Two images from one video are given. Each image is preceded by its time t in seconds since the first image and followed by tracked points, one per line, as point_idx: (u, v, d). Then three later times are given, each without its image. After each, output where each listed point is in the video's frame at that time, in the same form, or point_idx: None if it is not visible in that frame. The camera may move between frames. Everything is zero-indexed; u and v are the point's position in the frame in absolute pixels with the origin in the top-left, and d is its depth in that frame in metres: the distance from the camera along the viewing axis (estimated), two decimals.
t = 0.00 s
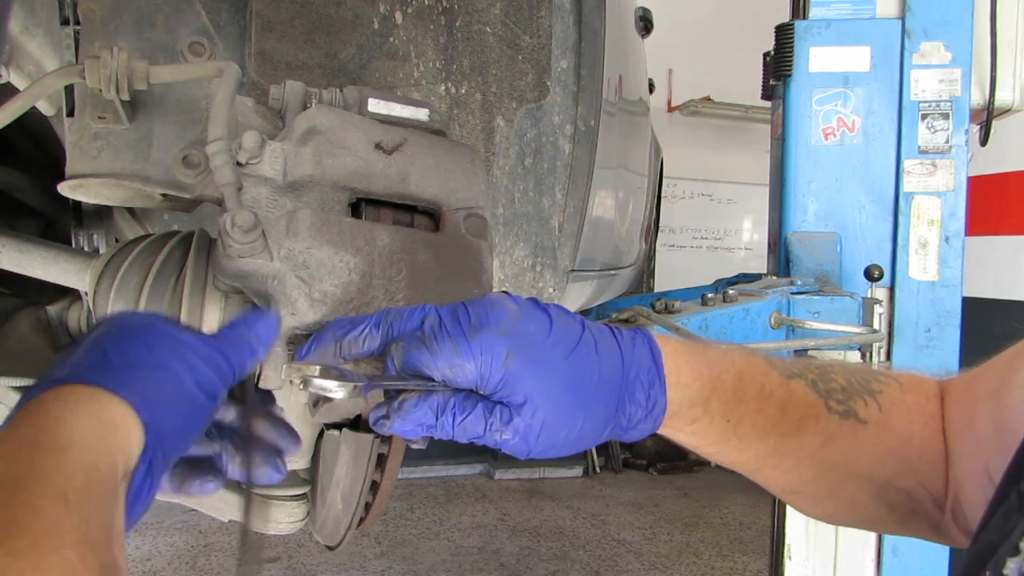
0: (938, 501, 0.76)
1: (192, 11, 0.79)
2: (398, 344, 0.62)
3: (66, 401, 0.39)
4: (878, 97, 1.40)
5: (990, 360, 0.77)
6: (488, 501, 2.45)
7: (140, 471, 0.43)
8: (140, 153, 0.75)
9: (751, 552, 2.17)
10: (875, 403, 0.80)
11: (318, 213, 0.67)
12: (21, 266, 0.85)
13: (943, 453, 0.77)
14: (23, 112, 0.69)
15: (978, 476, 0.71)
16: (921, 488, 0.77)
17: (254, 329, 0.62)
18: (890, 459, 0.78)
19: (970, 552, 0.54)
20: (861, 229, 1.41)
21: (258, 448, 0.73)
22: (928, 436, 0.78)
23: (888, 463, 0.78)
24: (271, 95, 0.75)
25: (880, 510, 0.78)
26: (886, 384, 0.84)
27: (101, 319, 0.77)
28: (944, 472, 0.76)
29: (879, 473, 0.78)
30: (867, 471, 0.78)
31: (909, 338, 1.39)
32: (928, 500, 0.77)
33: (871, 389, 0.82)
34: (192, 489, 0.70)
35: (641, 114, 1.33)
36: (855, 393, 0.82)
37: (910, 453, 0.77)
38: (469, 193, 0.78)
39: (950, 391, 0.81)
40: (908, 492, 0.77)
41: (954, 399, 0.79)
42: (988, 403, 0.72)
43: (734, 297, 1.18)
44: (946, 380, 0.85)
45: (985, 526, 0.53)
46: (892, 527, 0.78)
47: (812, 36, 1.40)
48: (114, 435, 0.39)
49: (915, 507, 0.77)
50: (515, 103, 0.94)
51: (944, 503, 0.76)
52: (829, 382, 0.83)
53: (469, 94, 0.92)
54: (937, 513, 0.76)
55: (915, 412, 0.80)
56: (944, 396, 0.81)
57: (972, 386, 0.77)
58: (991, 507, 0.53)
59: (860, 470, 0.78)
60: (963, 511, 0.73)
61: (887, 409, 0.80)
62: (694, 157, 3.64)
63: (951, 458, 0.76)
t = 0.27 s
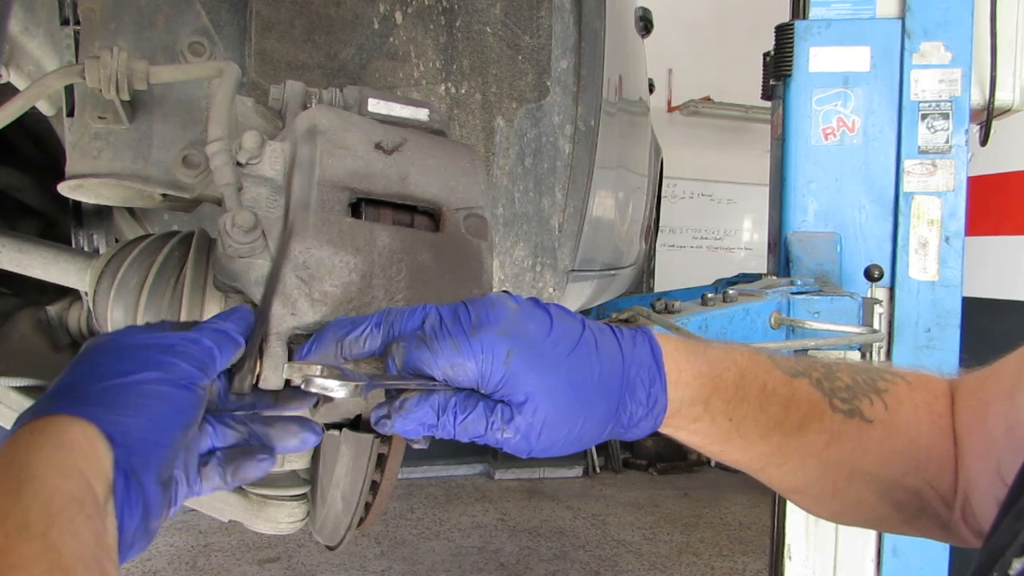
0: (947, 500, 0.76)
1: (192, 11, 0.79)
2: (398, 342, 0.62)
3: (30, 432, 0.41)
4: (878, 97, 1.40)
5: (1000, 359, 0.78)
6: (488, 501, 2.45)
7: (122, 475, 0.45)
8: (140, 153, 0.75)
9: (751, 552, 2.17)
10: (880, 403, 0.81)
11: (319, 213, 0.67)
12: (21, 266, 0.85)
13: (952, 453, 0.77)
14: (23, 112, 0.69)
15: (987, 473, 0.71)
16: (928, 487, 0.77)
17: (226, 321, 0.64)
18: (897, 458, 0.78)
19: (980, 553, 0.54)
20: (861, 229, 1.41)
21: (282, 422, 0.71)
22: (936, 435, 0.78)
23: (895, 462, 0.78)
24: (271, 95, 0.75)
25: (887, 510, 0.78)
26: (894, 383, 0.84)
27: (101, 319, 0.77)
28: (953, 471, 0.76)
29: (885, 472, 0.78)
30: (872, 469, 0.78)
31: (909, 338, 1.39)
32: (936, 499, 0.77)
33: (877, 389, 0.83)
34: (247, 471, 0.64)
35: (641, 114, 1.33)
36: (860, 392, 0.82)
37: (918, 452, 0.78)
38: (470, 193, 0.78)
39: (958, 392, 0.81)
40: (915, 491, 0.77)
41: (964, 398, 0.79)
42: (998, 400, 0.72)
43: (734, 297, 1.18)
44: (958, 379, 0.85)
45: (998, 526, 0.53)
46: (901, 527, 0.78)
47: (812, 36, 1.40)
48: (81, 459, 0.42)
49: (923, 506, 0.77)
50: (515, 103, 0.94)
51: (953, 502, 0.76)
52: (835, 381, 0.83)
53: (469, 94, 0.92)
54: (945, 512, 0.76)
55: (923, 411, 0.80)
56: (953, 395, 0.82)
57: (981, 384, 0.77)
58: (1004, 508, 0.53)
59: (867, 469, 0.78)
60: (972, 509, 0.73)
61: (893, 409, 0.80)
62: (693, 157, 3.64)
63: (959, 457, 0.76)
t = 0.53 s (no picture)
0: (951, 501, 0.76)
1: (192, 10, 0.79)
2: (397, 344, 0.62)
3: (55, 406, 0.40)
4: (878, 97, 1.40)
5: (1006, 359, 0.77)
6: (488, 501, 2.45)
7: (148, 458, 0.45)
8: (140, 153, 0.75)
9: (751, 552, 2.17)
10: (883, 404, 0.81)
11: (318, 213, 0.67)
12: (21, 266, 0.85)
13: (956, 454, 0.77)
14: (23, 112, 0.69)
15: (990, 475, 0.71)
16: (932, 489, 0.77)
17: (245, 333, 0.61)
18: (900, 459, 0.78)
19: (980, 553, 0.54)
20: (861, 229, 1.41)
21: (266, 424, 0.69)
22: (940, 436, 0.78)
23: (897, 463, 0.78)
24: (270, 95, 0.75)
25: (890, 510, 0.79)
26: (897, 384, 0.84)
27: (101, 319, 0.77)
28: (956, 473, 0.76)
29: (888, 473, 0.78)
30: (874, 470, 0.78)
31: (909, 338, 1.39)
32: (939, 501, 0.77)
33: (880, 389, 0.83)
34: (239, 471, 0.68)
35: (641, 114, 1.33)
36: (862, 393, 0.82)
37: (921, 453, 0.78)
38: (470, 193, 0.78)
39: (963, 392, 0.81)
40: (918, 492, 0.77)
41: (968, 399, 0.79)
42: (1002, 402, 0.72)
43: (734, 297, 1.18)
44: (962, 380, 0.84)
45: (999, 525, 0.53)
46: (904, 528, 0.78)
47: (812, 36, 1.40)
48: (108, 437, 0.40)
49: (926, 507, 0.77)
50: (515, 103, 0.94)
51: (956, 503, 0.76)
52: (837, 382, 0.82)
53: (469, 94, 0.92)
54: (948, 513, 0.76)
55: (926, 412, 0.80)
56: (957, 396, 0.81)
57: (986, 386, 0.77)
58: (1005, 508, 0.54)
59: (869, 470, 0.79)
60: (975, 510, 0.73)
61: (896, 410, 0.80)
62: (693, 157, 3.64)
63: (963, 458, 0.76)
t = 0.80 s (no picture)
0: (951, 505, 0.77)
1: (192, 11, 0.79)
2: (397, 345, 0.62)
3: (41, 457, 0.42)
4: (878, 97, 1.40)
5: (1009, 362, 0.76)
6: (488, 501, 2.45)
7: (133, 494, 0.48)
8: (140, 153, 0.75)
9: (751, 552, 2.17)
10: (884, 406, 0.81)
11: (318, 213, 0.67)
12: (21, 266, 0.85)
13: (957, 458, 0.78)
14: (23, 112, 0.69)
15: (991, 478, 0.71)
16: (933, 492, 0.77)
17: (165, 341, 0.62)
18: (901, 462, 0.78)
19: (984, 556, 0.54)
20: (861, 229, 1.41)
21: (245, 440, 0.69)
22: (941, 440, 0.78)
23: (898, 467, 0.78)
24: (270, 95, 0.75)
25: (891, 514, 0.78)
26: (898, 387, 0.84)
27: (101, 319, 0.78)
28: (957, 476, 0.77)
29: (889, 476, 0.78)
30: (875, 474, 0.78)
31: (909, 338, 1.39)
32: (941, 504, 0.77)
33: (880, 392, 0.83)
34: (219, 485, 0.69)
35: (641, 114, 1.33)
36: (863, 395, 0.82)
37: (921, 456, 0.78)
38: (470, 193, 0.78)
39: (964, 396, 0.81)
40: (919, 496, 0.77)
41: (969, 403, 0.79)
42: (1002, 405, 0.72)
43: (734, 297, 1.18)
44: (963, 382, 0.84)
45: (1003, 528, 0.53)
46: (905, 533, 0.78)
47: (812, 36, 1.40)
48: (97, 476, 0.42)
49: (928, 511, 0.77)
50: (515, 103, 0.94)
51: (957, 507, 0.76)
52: (837, 385, 0.83)
53: (469, 94, 0.92)
54: (949, 517, 0.77)
55: (926, 415, 0.80)
56: (958, 400, 0.81)
57: (986, 389, 0.77)
58: (1009, 511, 0.54)
59: (871, 474, 0.79)
60: (976, 514, 0.73)
61: (897, 413, 0.80)
62: (694, 157, 3.64)
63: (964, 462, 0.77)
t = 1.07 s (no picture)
0: (956, 509, 0.77)
1: (192, 10, 0.79)
2: (396, 343, 0.62)
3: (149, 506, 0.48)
4: (878, 97, 1.40)
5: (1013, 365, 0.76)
6: (488, 501, 2.45)
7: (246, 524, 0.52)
8: (140, 153, 0.75)
9: (751, 552, 2.17)
10: (887, 408, 0.81)
11: (319, 213, 0.67)
12: (22, 266, 0.85)
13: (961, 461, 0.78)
14: (24, 112, 0.69)
15: (996, 481, 0.72)
16: (936, 495, 0.78)
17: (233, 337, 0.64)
18: (905, 465, 0.78)
19: (985, 559, 0.54)
20: (861, 229, 1.41)
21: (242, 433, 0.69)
22: (945, 442, 0.79)
23: (901, 469, 0.78)
24: (270, 95, 0.75)
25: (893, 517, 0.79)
26: (901, 389, 0.84)
27: (101, 319, 0.78)
28: (961, 479, 0.77)
29: (891, 479, 0.78)
30: (877, 477, 0.79)
31: (909, 338, 1.39)
32: (945, 508, 0.78)
33: (883, 394, 0.82)
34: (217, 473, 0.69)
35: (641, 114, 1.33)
36: (865, 397, 0.82)
37: (925, 459, 0.78)
38: (470, 193, 0.78)
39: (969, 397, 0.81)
40: (923, 499, 0.78)
41: (973, 405, 0.79)
42: (1008, 409, 0.72)
43: (734, 297, 1.18)
44: (966, 386, 0.84)
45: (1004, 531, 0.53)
46: (908, 536, 0.79)
47: (812, 36, 1.40)
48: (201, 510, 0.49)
49: (931, 514, 0.78)
50: (515, 103, 0.94)
51: (962, 511, 0.77)
52: (839, 387, 0.82)
53: (469, 94, 0.92)
54: (954, 521, 0.77)
55: (929, 418, 0.80)
56: (961, 402, 0.82)
57: (990, 392, 0.77)
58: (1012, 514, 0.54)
59: (875, 477, 0.79)
60: (981, 518, 0.74)
61: (900, 415, 0.80)
62: (693, 157, 3.64)
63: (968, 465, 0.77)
